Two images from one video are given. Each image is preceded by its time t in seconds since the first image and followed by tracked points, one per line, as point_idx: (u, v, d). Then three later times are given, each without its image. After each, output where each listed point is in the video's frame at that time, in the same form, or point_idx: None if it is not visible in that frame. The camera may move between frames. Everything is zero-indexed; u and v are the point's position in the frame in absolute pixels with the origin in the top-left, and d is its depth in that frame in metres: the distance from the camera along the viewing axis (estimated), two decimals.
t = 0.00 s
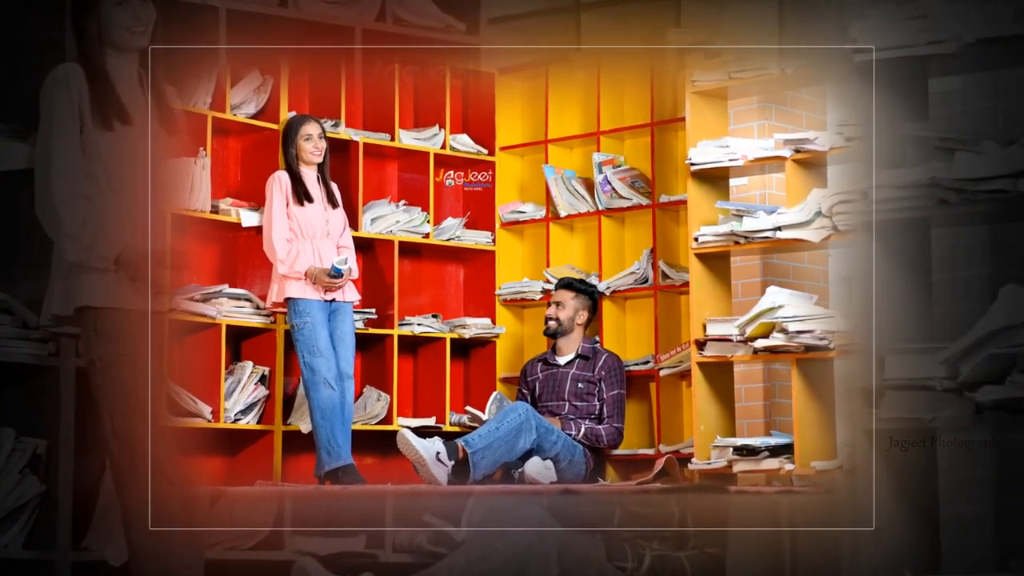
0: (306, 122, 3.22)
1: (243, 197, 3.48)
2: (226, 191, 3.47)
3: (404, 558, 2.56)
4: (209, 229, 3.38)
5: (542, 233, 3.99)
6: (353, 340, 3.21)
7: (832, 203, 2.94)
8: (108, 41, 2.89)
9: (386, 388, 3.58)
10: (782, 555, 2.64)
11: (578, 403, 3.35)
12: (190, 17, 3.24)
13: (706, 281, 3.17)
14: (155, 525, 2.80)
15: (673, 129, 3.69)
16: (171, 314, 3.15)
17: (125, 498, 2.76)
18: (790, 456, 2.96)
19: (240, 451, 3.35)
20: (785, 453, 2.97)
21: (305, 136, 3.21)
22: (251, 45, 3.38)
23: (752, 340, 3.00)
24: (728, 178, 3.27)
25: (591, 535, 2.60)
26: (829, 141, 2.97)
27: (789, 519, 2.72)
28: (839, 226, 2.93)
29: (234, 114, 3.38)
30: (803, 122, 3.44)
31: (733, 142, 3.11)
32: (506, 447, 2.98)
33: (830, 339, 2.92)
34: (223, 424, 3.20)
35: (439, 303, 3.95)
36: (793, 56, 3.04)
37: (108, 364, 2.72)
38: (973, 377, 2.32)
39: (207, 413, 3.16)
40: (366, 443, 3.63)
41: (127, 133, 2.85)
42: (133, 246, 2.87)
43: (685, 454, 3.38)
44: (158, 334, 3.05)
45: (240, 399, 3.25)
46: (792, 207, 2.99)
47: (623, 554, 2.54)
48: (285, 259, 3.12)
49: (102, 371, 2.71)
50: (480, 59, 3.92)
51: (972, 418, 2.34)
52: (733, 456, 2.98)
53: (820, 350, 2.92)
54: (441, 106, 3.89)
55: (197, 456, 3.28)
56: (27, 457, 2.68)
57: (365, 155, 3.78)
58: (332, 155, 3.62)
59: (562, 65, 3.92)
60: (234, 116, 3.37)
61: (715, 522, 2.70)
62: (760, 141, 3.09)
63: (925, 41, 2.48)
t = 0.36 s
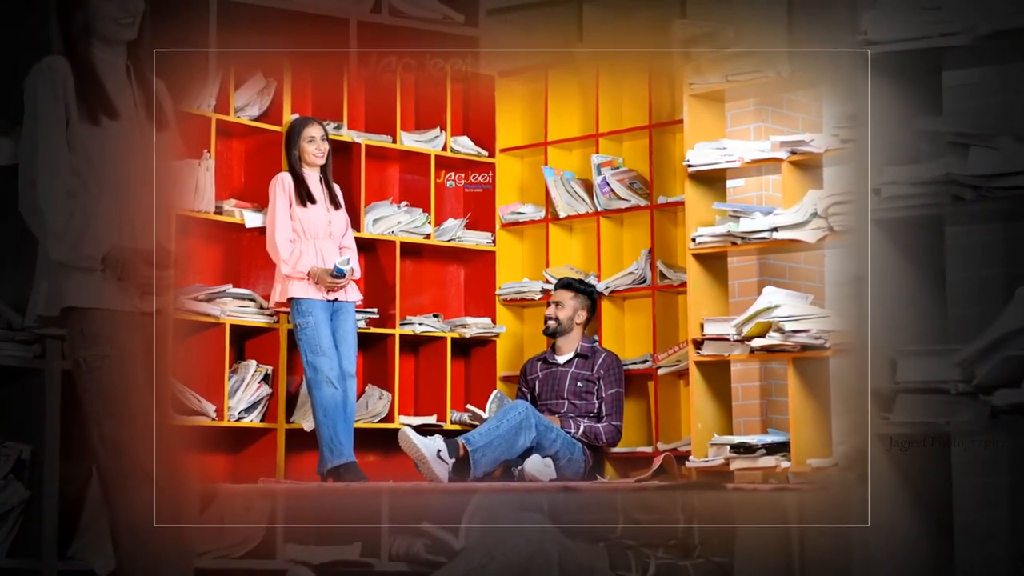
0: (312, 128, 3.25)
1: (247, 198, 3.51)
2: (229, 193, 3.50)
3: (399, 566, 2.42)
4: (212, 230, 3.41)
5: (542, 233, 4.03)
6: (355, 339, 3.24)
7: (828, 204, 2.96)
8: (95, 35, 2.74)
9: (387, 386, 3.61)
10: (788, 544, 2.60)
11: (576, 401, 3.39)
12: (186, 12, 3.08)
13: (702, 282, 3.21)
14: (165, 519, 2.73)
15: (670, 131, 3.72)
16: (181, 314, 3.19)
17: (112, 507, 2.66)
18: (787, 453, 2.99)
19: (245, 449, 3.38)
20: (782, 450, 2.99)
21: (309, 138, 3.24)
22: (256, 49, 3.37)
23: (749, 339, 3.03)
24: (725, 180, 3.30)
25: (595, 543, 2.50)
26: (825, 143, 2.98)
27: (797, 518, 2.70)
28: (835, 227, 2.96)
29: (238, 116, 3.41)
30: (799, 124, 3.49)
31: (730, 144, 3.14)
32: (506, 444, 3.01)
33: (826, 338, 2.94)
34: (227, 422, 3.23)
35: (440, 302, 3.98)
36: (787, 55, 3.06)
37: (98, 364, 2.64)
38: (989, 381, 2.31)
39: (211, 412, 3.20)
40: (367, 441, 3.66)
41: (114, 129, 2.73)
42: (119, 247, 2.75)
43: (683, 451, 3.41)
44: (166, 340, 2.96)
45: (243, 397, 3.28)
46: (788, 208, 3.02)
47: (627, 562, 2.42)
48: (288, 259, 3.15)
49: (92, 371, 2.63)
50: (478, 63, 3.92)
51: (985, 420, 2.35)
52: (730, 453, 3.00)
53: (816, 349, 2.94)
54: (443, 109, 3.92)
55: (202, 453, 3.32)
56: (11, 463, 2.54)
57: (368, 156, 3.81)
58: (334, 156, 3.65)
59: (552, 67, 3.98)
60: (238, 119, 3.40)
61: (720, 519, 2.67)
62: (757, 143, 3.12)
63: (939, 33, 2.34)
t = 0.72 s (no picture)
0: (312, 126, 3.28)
1: (251, 200, 3.54)
2: (233, 194, 3.53)
3: None
4: (215, 230, 3.44)
5: (541, 235, 4.06)
6: (358, 339, 3.27)
7: (824, 205, 2.99)
8: (80, 26, 2.65)
9: (389, 385, 3.64)
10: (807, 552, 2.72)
11: (576, 399, 3.43)
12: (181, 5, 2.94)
13: (700, 281, 3.23)
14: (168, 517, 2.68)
15: (668, 133, 3.76)
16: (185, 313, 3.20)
17: (99, 512, 2.59)
18: (783, 451, 3.02)
19: (248, 447, 3.41)
20: (778, 448, 3.02)
21: (311, 140, 3.27)
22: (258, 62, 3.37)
23: (746, 338, 3.06)
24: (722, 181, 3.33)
25: (596, 551, 2.71)
26: (820, 145, 3.00)
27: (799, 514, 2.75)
28: (831, 228, 2.99)
29: (242, 119, 3.44)
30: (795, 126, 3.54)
31: (727, 146, 3.17)
32: (506, 442, 3.05)
33: (822, 337, 2.97)
34: (231, 420, 3.26)
35: (441, 302, 4.01)
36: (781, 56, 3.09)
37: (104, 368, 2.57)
38: (1003, 382, 2.38)
39: (215, 410, 3.23)
40: (369, 440, 3.69)
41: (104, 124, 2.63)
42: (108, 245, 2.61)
43: (680, 449, 3.45)
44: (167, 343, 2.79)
45: (247, 396, 3.31)
46: (785, 209, 3.05)
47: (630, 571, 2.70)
48: (290, 260, 3.20)
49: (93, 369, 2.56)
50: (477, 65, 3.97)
51: (1001, 424, 2.41)
52: (727, 451, 3.03)
53: (811, 348, 2.97)
54: (445, 110, 3.93)
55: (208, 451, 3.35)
56: None
57: (369, 158, 3.84)
58: (337, 158, 3.68)
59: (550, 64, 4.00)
60: (242, 121, 3.42)
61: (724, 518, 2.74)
62: (753, 145, 3.16)
63: (952, 26, 2.45)
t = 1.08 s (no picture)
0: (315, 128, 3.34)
1: (254, 201, 3.57)
2: (237, 195, 3.56)
3: None
4: (219, 230, 3.48)
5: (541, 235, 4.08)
6: (360, 338, 3.31)
7: (819, 206, 3.02)
8: (68, 17, 2.65)
9: (391, 384, 3.68)
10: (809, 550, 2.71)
11: (575, 398, 3.46)
12: None
13: (698, 281, 3.27)
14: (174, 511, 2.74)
15: (666, 135, 3.78)
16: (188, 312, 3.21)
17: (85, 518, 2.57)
18: (779, 449, 3.05)
19: (253, 444, 3.45)
20: (774, 446, 3.05)
21: (314, 142, 3.32)
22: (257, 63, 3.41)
23: (743, 338, 3.10)
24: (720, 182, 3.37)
25: (600, 559, 2.67)
26: (816, 147, 3.04)
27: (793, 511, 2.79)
28: (826, 229, 3.02)
29: (245, 121, 3.45)
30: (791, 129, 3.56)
31: (724, 148, 3.21)
32: (506, 440, 3.08)
33: (817, 337, 3.00)
34: (235, 418, 3.30)
35: (442, 301, 4.05)
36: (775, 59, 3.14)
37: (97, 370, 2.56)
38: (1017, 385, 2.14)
39: (219, 408, 3.26)
40: (371, 438, 3.72)
41: (90, 118, 2.62)
42: (95, 244, 2.59)
43: (678, 446, 3.49)
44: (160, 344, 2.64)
45: (251, 394, 3.35)
46: (781, 210, 3.08)
47: None
48: (294, 260, 3.22)
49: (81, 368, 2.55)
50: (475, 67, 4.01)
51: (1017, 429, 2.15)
52: (724, 449, 3.07)
53: (807, 347, 3.00)
54: (446, 112, 3.96)
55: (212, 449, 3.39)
56: None
57: (372, 159, 3.87)
58: (339, 161, 3.72)
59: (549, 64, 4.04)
60: (245, 123, 3.44)
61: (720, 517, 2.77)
62: (750, 148, 3.19)
63: (967, 17, 2.22)
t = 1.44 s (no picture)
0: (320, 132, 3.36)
1: (258, 202, 3.60)
2: (242, 196, 3.60)
3: None
4: (223, 231, 3.51)
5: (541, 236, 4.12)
6: (362, 338, 3.34)
7: (815, 207, 3.07)
8: (55, 9, 2.65)
9: (392, 382, 3.72)
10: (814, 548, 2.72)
11: (574, 396, 3.49)
12: None
13: (695, 281, 3.31)
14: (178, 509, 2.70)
15: (664, 137, 3.81)
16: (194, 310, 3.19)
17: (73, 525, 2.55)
18: (775, 447, 3.09)
19: (256, 442, 3.49)
20: (771, 444, 3.09)
21: (317, 144, 3.34)
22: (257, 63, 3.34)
23: (739, 337, 3.13)
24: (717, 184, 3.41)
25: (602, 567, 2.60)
26: (812, 149, 3.09)
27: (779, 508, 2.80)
28: (822, 229, 3.07)
29: (249, 124, 3.49)
30: (788, 131, 3.50)
31: (722, 150, 3.24)
32: (506, 438, 3.11)
33: (813, 336, 3.03)
34: (238, 416, 3.33)
35: (443, 301, 4.08)
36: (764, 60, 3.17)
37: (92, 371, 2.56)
38: None
39: (223, 407, 3.30)
40: (372, 437, 3.76)
41: (78, 113, 2.64)
42: (83, 243, 2.61)
43: (676, 445, 3.52)
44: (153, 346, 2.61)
45: (254, 392, 3.38)
46: (778, 211, 3.11)
47: None
48: (297, 260, 3.26)
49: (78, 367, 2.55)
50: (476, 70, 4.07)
51: None
52: (721, 447, 3.10)
53: (803, 346, 3.04)
54: (447, 114, 3.97)
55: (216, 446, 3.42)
56: None
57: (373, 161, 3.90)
58: (342, 163, 3.78)
59: (548, 68, 4.06)
60: (249, 125, 3.47)
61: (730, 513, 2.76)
62: (746, 150, 3.21)
63: (979, 10, 2.37)
